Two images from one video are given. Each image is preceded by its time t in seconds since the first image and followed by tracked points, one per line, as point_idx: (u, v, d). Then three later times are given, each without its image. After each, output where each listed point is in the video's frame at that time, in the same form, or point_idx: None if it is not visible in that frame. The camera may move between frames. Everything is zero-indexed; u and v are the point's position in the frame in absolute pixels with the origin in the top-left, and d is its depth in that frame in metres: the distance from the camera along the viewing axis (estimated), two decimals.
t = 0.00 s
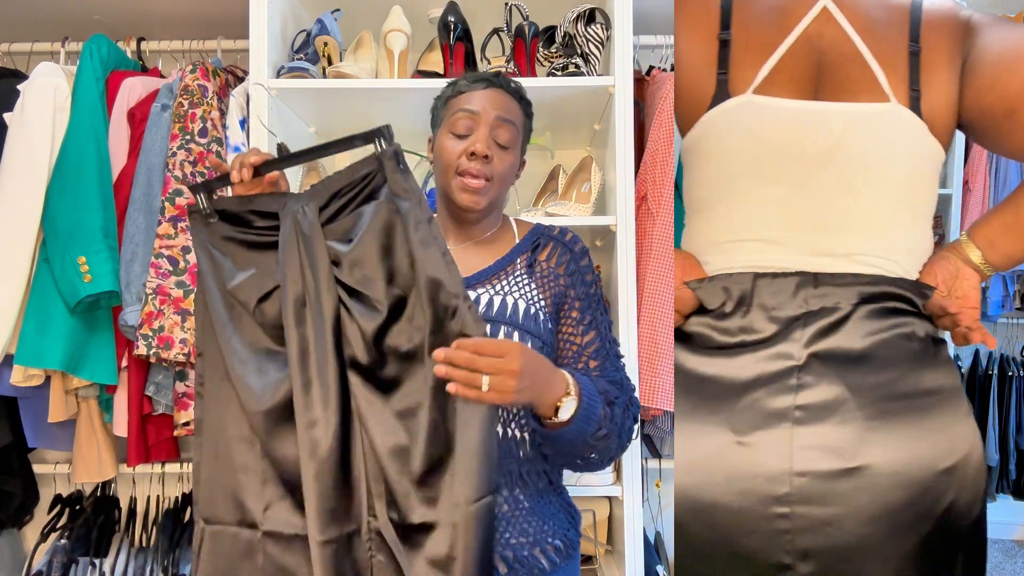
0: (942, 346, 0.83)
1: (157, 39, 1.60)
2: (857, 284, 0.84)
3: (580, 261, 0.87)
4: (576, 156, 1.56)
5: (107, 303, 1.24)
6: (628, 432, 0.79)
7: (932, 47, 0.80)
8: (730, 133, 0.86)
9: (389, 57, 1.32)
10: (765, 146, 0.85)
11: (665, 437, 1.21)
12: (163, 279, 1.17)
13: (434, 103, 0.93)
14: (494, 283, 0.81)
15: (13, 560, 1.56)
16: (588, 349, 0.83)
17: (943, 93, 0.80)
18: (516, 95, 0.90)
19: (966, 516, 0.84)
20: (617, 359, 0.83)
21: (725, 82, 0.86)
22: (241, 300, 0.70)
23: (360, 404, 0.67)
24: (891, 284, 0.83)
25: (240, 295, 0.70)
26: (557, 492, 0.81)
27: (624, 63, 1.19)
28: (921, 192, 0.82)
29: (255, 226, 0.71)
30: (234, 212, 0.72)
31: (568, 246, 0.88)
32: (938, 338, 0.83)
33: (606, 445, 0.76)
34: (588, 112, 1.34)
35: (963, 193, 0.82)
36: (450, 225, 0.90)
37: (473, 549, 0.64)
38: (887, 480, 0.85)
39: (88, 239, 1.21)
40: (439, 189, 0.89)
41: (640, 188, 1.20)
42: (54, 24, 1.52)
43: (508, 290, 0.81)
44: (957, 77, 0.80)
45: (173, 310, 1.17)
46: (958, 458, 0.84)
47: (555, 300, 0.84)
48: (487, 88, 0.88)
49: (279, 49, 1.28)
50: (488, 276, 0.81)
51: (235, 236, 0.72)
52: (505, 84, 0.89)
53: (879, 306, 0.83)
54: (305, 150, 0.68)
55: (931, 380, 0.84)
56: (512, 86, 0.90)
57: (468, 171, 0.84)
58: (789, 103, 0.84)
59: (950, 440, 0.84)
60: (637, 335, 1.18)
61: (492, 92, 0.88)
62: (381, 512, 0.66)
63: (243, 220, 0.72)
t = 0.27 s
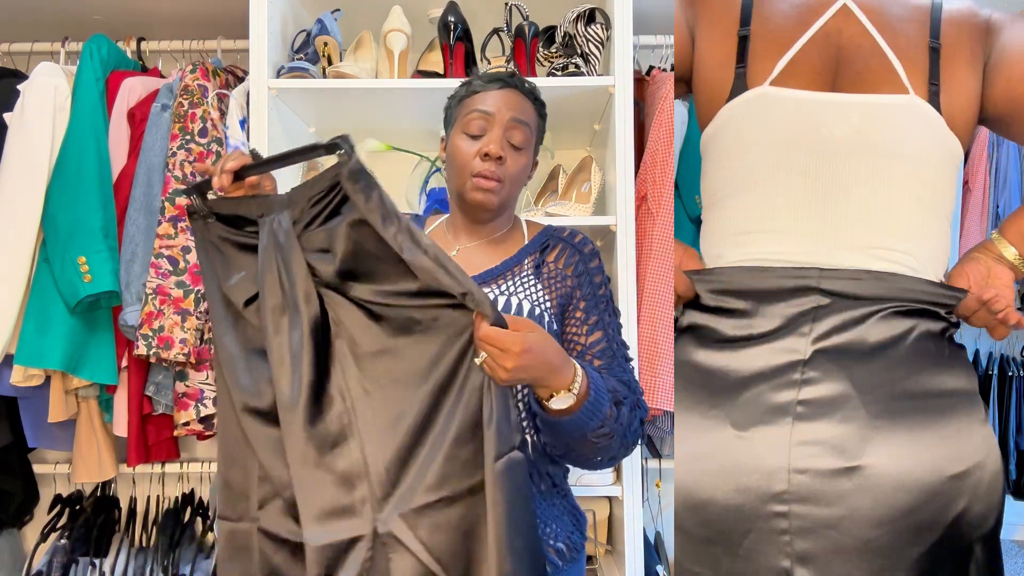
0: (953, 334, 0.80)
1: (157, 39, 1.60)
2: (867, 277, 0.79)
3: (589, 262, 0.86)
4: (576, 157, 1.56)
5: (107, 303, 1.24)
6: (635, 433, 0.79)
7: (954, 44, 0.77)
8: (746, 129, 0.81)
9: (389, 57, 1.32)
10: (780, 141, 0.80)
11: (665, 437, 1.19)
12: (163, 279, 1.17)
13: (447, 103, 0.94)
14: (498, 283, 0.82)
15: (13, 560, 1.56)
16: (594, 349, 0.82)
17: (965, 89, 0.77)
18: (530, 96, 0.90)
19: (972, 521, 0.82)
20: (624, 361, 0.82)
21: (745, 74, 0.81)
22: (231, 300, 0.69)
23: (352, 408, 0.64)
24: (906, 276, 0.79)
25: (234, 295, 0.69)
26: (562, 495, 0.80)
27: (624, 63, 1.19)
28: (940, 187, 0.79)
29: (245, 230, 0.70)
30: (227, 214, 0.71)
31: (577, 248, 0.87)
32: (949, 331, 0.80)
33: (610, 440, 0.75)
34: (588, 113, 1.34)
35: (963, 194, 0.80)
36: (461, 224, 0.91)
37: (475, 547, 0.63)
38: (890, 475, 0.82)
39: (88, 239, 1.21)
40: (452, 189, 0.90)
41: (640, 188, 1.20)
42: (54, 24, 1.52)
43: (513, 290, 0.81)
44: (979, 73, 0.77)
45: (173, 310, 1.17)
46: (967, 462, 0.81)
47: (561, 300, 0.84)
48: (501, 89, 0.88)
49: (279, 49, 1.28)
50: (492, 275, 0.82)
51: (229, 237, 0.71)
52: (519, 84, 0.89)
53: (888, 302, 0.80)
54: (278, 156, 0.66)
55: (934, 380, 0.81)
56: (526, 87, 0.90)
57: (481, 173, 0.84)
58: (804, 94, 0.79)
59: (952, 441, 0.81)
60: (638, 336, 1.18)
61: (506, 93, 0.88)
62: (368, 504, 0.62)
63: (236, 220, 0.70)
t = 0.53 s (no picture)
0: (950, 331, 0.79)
1: (157, 38, 1.60)
2: (860, 276, 0.79)
3: (593, 260, 0.85)
4: (576, 157, 1.56)
5: (107, 303, 1.24)
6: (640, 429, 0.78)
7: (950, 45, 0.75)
8: (734, 128, 0.82)
9: (389, 57, 1.32)
10: (771, 143, 0.80)
11: (665, 437, 1.20)
12: (163, 279, 1.17)
13: (452, 102, 0.94)
14: (503, 282, 0.82)
15: (13, 560, 1.56)
16: (599, 348, 0.81)
17: (962, 90, 0.75)
18: (534, 94, 0.90)
19: (974, 520, 0.82)
20: (630, 360, 0.80)
21: (742, 78, 0.81)
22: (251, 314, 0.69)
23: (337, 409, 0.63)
24: (898, 274, 0.79)
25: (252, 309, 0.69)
26: (567, 498, 0.81)
27: (624, 63, 1.19)
28: (933, 188, 0.77)
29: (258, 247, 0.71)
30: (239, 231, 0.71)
31: (583, 247, 0.86)
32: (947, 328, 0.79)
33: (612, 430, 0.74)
34: (588, 113, 1.34)
35: (962, 195, 0.78)
36: (466, 223, 0.91)
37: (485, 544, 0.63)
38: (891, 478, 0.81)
39: (88, 239, 1.21)
40: (456, 188, 0.90)
41: (640, 188, 1.22)
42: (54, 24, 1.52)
43: (518, 290, 0.82)
44: (975, 73, 0.75)
45: (173, 310, 1.17)
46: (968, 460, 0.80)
47: (564, 301, 0.83)
48: (505, 88, 0.87)
49: (279, 49, 1.28)
50: (496, 275, 0.83)
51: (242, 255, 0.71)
52: (525, 82, 0.88)
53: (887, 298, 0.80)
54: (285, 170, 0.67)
55: (936, 376, 0.80)
56: (531, 85, 0.89)
57: (485, 172, 0.85)
58: (796, 96, 0.79)
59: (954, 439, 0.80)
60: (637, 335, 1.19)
61: (510, 92, 0.88)
62: (358, 499, 0.61)
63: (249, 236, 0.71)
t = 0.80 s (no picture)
0: (945, 328, 0.78)
1: (157, 38, 1.60)
2: (856, 274, 0.78)
3: (596, 258, 0.83)
4: (576, 157, 1.56)
5: (107, 303, 1.24)
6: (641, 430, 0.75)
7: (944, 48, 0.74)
8: (730, 134, 0.81)
9: (389, 57, 1.32)
10: (768, 147, 0.79)
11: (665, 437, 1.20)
12: (164, 279, 1.17)
13: (453, 101, 0.94)
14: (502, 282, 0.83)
15: (13, 560, 1.56)
16: (599, 348, 0.78)
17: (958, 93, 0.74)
18: (536, 92, 0.90)
19: (964, 515, 0.80)
20: (633, 362, 0.77)
21: (741, 83, 0.80)
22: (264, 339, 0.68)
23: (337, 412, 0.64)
24: (893, 271, 0.77)
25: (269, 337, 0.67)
26: (568, 501, 0.80)
27: (624, 62, 1.19)
28: (927, 189, 0.76)
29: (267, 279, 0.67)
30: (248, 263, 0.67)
31: (586, 246, 0.84)
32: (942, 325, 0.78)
33: (609, 432, 0.71)
34: (589, 113, 1.34)
35: (961, 195, 0.77)
36: (468, 222, 0.91)
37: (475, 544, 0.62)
38: (884, 474, 0.80)
39: (88, 239, 1.21)
40: (458, 187, 0.90)
41: (640, 188, 1.22)
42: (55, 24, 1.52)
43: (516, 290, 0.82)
44: (971, 76, 0.74)
45: (173, 310, 1.17)
46: (958, 454, 0.79)
47: (564, 301, 0.82)
48: (505, 86, 0.88)
49: (279, 49, 1.28)
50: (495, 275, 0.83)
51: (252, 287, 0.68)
52: (525, 81, 0.89)
53: (877, 294, 0.79)
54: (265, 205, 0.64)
55: (928, 372, 0.79)
56: (533, 84, 0.90)
57: (485, 170, 0.84)
58: (793, 100, 0.78)
59: (947, 436, 0.79)
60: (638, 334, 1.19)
61: (511, 89, 0.88)
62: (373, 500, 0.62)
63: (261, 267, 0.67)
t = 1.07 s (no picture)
0: (943, 327, 0.77)
1: (157, 38, 1.60)
2: (853, 274, 0.77)
3: (592, 257, 0.82)
4: (576, 157, 1.56)
5: (107, 303, 1.24)
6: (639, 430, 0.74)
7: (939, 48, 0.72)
8: (726, 138, 0.80)
9: (389, 57, 1.32)
10: (764, 150, 0.78)
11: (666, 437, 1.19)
12: (163, 279, 1.17)
13: (451, 102, 0.95)
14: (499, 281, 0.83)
15: (13, 560, 1.56)
16: (596, 347, 0.77)
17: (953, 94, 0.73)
18: (533, 90, 0.90)
19: (961, 512, 0.78)
20: (630, 360, 0.75)
21: (740, 85, 0.79)
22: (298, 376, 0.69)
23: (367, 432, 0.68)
24: (888, 271, 0.76)
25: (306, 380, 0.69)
26: (568, 504, 0.79)
27: (624, 63, 1.19)
28: (926, 190, 0.75)
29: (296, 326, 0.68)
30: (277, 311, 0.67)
31: (585, 245, 0.84)
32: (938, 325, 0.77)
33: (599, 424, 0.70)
34: (588, 112, 1.34)
35: (961, 194, 0.75)
36: (467, 223, 0.92)
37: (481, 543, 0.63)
38: (883, 470, 0.78)
39: (88, 239, 1.21)
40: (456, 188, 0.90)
41: (640, 189, 1.22)
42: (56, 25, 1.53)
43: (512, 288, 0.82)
44: (966, 78, 0.72)
45: (173, 310, 1.17)
46: (956, 450, 0.77)
47: (561, 302, 0.81)
48: (501, 85, 0.88)
49: (279, 49, 1.28)
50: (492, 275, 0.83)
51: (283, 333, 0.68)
52: (521, 79, 0.89)
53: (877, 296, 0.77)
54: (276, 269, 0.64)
55: (927, 371, 0.77)
56: (530, 82, 0.90)
57: (484, 169, 0.85)
58: (789, 102, 0.76)
59: (946, 435, 0.77)
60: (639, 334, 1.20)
61: (507, 88, 0.88)
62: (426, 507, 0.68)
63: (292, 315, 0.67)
